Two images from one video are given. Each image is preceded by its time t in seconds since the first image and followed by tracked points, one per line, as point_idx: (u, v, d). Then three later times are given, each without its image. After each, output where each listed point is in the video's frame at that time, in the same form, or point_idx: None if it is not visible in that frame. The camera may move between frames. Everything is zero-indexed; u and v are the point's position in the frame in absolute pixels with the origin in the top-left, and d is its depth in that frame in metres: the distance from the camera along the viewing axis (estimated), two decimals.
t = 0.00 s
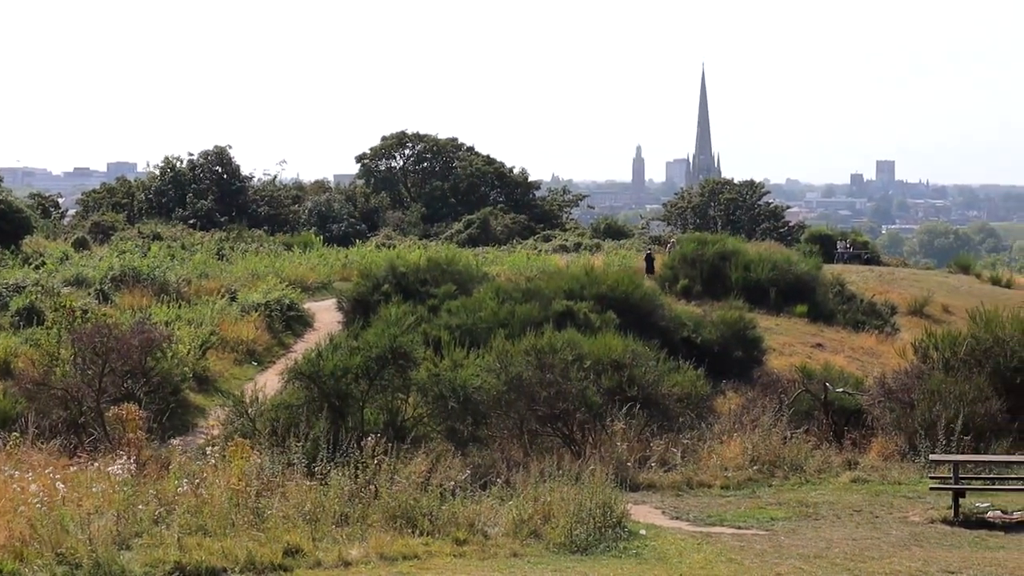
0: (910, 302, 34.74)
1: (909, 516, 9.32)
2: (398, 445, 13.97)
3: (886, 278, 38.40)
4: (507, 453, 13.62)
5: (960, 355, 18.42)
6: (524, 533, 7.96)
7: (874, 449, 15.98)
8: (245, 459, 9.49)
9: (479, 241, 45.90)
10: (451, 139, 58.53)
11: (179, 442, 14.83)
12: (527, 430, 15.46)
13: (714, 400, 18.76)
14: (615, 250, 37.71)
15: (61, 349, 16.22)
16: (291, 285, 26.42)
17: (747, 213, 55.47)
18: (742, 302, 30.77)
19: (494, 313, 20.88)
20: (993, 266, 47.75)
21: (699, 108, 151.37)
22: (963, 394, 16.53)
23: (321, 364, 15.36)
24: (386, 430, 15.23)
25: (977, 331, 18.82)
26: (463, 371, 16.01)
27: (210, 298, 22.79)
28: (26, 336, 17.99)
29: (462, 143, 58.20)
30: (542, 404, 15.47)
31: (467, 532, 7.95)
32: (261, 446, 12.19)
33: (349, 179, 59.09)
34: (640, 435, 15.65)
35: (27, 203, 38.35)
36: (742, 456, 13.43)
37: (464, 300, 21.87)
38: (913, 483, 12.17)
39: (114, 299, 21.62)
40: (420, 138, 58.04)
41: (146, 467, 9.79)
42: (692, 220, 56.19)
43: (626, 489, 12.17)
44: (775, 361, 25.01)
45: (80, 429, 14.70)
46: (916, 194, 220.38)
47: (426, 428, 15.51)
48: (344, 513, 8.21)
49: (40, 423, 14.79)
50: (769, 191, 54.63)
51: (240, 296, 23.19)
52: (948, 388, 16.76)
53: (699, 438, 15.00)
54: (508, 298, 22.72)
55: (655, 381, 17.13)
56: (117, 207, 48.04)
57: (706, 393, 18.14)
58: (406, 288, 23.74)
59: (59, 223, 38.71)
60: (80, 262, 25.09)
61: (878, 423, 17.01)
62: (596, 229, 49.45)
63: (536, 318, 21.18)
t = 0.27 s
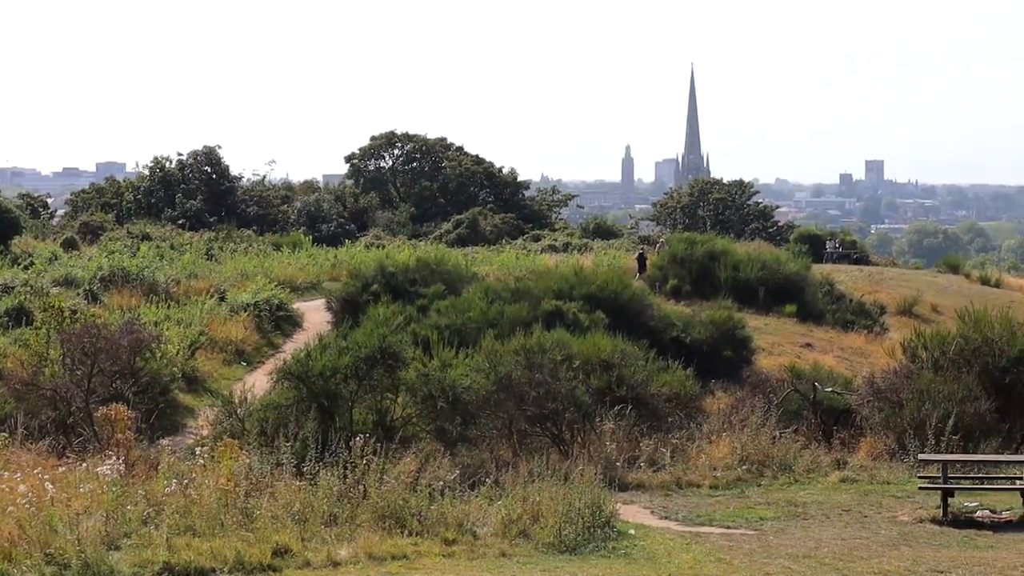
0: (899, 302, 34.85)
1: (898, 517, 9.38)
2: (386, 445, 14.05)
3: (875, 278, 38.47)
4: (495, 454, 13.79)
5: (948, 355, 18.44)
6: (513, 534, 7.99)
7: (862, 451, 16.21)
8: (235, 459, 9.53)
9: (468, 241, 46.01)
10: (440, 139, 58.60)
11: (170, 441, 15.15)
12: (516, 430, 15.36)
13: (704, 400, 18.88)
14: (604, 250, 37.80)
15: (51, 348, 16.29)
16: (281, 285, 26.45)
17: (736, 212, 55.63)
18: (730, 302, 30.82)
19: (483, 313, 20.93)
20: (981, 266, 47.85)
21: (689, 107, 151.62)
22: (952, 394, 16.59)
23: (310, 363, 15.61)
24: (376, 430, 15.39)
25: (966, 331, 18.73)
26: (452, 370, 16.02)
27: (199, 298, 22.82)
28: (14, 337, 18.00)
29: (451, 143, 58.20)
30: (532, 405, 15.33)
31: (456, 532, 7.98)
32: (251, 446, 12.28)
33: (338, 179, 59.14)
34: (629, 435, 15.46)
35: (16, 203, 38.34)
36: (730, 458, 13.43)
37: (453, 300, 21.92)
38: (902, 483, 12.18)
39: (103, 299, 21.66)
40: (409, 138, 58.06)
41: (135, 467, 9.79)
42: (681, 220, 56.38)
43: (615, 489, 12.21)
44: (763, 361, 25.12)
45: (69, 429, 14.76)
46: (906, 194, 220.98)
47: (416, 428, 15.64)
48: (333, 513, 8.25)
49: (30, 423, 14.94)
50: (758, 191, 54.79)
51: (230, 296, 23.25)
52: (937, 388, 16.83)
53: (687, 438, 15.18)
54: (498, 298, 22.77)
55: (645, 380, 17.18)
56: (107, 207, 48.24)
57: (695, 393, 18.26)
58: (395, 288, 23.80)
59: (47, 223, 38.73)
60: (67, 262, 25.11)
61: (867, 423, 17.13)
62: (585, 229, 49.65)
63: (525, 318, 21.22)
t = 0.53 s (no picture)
0: (885, 301, 34.96)
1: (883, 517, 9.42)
2: (372, 445, 14.09)
3: (860, 278, 38.57)
4: (478, 454, 13.76)
5: (934, 355, 18.49)
6: (498, 534, 8.02)
7: (848, 449, 16.27)
8: (221, 459, 9.58)
9: (453, 241, 46.12)
10: (426, 139, 58.64)
11: (155, 441, 15.24)
12: (501, 430, 15.45)
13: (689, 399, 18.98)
14: (589, 250, 37.84)
15: (36, 349, 16.29)
16: (267, 285, 26.50)
17: (722, 212, 55.81)
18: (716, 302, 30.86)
19: (468, 314, 20.98)
20: (966, 266, 48.08)
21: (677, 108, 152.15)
22: (937, 394, 16.67)
23: (295, 365, 15.62)
24: (360, 430, 15.43)
25: (951, 331, 18.71)
26: (438, 369, 16.04)
27: (184, 299, 22.83)
28: None
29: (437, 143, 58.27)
30: (517, 406, 15.40)
31: (442, 532, 8.03)
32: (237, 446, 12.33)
33: (324, 179, 59.09)
34: (614, 435, 15.66)
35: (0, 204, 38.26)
36: (716, 458, 13.44)
37: (439, 300, 21.95)
38: (887, 482, 12.21)
39: (88, 300, 21.66)
40: (395, 138, 58.05)
41: (121, 468, 9.83)
42: (667, 219, 56.54)
43: (600, 488, 12.25)
44: (749, 360, 25.22)
45: (54, 430, 14.90)
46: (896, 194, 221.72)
47: (402, 427, 15.66)
48: (318, 513, 8.30)
49: (15, 423, 14.99)
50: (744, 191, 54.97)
51: (215, 296, 23.28)
52: (923, 387, 16.91)
53: (673, 438, 15.28)
54: (483, 297, 22.80)
55: (631, 380, 17.25)
56: (93, 207, 48.00)
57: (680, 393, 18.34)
58: (381, 287, 23.82)
59: (31, 224, 38.65)
60: (52, 262, 25.11)
61: (854, 423, 17.20)
62: (572, 229, 49.85)
63: (510, 318, 21.27)
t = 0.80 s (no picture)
0: (872, 301, 34.96)
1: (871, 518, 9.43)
2: (361, 445, 14.12)
3: (848, 278, 38.64)
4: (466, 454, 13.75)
5: (923, 355, 18.53)
6: (486, 535, 8.05)
7: (836, 449, 16.21)
8: (210, 459, 9.61)
9: (441, 241, 46.22)
10: (414, 139, 58.73)
11: (143, 443, 14.74)
12: (490, 430, 15.50)
13: (678, 399, 19.04)
14: (578, 250, 37.89)
15: (25, 348, 16.32)
16: (256, 285, 26.54)
17: (710, 212, 55.91)
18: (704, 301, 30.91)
19: (456, 314, 21.03)
20: (953, 267, 48.26)
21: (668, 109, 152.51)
22: (926, 394, 16.73)
23: (284, 365, 15.66)
24: (349, 430, 15.42)
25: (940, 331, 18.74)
26: (427, 369, 16.07)
27: (173, 299, 22.87)
28: None
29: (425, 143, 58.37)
30: (506, 406, 15.49)
31: (431, 533, 8.05)
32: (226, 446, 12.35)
33: (312, 180, 59.16)
34: (604, 434, 15.67)
35: None
36: (705, 458, 13.44)
37: (427, 300, 21.97)
38: (876, 482, 12.22)
39: (76, 301, 21.67)
40: (383, 138, 58.13)
41: (110, 469, 9.86)
42: (654, 219, 56.67)
43: (589, 488, 12.27)
44: (738, 361, 25.29)
45: (42, 430, 14.88)
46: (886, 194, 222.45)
47: (390, 428, 15.67)
48: (307, 513, 8.33)
49: (3, 424, 14.95)
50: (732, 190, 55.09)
51: (204, 297, 23.30)
52: (911, 387, 16.97)
53: (661, 438, 15.28)
54: (471, 297, 22.84)
55: (620, 380, 17.29)
56: (80, 207, 47.57)
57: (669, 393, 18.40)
58: (369, 287, 23.84)
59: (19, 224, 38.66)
60: (41, 262, 25.18)
61: (842, 423, 17.24)
62: (561, 229, 50.02)
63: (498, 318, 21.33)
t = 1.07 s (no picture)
0: (857, 301, 35.07)
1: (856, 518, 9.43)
2: (346, 445, 14.13)
3: (833, 278, 38.71)
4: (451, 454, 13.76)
5: (908, 355, 18.59)
6: (470, 535, 8.07)
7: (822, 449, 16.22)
8: (196, 459, 9.63)
9: (428, 241, 46.27)
10: (400, 139, 58.75)
11: (127, 444, 14.53)
12: (475, 430, 15.56)
13: (664, 400, 19.10)
14: (564, 250, 37.90)
15: (11, 348, 16.40)
16: (241, 285, 26.57)
17: (695, 212, 55.96)
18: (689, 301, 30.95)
19: (442, 314, 21.06)
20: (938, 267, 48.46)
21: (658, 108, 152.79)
22: (911, 394, 16.80)
23: (270, 365, 15.58)
24: (335, 430, 15.37)
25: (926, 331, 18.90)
26: (413, 369, 16.09)
27: (159, 299, 22.88)
28: None
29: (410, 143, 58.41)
30: (492, 406, 15.54)
31: (416, 532, 8.08)
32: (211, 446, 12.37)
33: (297, 179, 59.13)
34: (589, 434, 15.81)
35: None
36: (690, 458, 13.47)
37: (412, 300, 21.98)
38: (861, 481, 12.24)
39: (62, 301, 21.68)
40: (368, 138, 58.15)
41: (95, 469, 9.87)
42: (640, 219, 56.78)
43: (573, 488, 12.29)
44: (723, 361, 25.36)
45: (27, 431, 14.90)
46: (877, 194, 223.03)
47: (376, 428, 15.66)
48: (293, 514, 8.35)
49: None
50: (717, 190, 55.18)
51: (189, 296, 23.29)
52: (896, 387, 17.06)
53: (647, 438, 15.31)
54: (457, 297, 22.87)
55: (606, 379, 17.31)
56: (65, 208, 47.42)
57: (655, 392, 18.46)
58: (355, 287, 23.86)
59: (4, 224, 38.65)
60: (25, 262, 25.18)
61: (827, 422, 17.29)
62: (546, 229, 50.12)
63: (483, 318, 21.38)
